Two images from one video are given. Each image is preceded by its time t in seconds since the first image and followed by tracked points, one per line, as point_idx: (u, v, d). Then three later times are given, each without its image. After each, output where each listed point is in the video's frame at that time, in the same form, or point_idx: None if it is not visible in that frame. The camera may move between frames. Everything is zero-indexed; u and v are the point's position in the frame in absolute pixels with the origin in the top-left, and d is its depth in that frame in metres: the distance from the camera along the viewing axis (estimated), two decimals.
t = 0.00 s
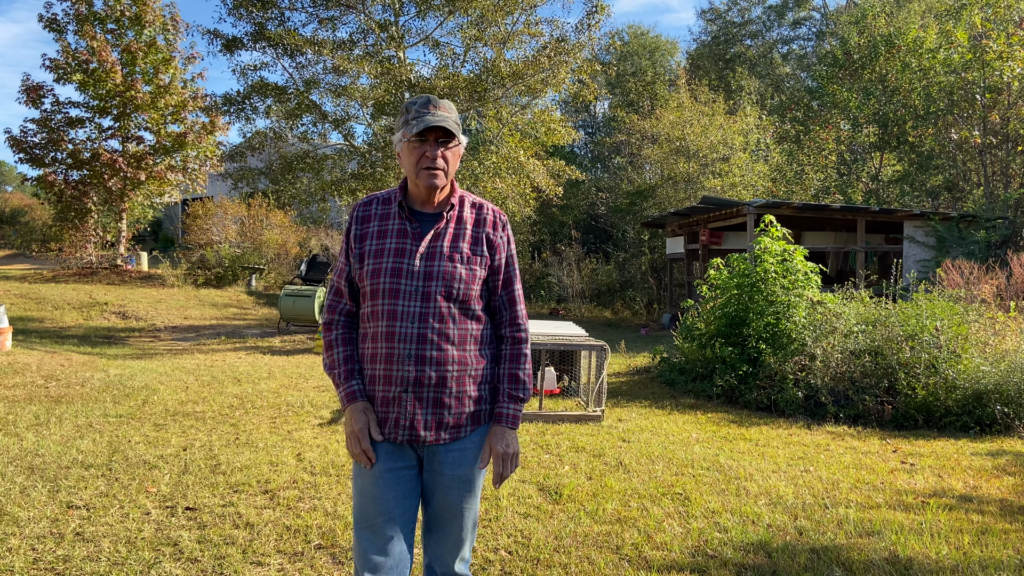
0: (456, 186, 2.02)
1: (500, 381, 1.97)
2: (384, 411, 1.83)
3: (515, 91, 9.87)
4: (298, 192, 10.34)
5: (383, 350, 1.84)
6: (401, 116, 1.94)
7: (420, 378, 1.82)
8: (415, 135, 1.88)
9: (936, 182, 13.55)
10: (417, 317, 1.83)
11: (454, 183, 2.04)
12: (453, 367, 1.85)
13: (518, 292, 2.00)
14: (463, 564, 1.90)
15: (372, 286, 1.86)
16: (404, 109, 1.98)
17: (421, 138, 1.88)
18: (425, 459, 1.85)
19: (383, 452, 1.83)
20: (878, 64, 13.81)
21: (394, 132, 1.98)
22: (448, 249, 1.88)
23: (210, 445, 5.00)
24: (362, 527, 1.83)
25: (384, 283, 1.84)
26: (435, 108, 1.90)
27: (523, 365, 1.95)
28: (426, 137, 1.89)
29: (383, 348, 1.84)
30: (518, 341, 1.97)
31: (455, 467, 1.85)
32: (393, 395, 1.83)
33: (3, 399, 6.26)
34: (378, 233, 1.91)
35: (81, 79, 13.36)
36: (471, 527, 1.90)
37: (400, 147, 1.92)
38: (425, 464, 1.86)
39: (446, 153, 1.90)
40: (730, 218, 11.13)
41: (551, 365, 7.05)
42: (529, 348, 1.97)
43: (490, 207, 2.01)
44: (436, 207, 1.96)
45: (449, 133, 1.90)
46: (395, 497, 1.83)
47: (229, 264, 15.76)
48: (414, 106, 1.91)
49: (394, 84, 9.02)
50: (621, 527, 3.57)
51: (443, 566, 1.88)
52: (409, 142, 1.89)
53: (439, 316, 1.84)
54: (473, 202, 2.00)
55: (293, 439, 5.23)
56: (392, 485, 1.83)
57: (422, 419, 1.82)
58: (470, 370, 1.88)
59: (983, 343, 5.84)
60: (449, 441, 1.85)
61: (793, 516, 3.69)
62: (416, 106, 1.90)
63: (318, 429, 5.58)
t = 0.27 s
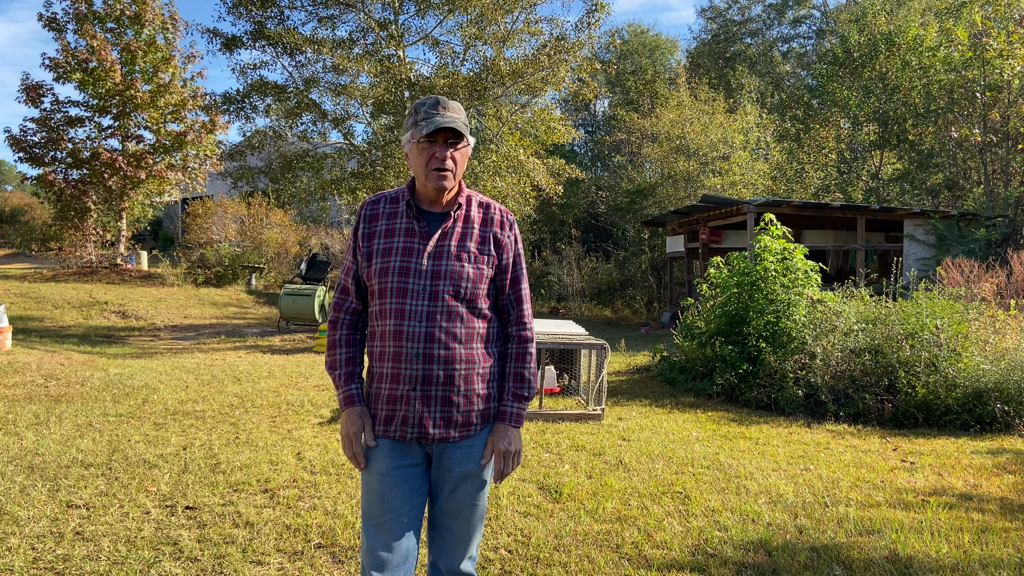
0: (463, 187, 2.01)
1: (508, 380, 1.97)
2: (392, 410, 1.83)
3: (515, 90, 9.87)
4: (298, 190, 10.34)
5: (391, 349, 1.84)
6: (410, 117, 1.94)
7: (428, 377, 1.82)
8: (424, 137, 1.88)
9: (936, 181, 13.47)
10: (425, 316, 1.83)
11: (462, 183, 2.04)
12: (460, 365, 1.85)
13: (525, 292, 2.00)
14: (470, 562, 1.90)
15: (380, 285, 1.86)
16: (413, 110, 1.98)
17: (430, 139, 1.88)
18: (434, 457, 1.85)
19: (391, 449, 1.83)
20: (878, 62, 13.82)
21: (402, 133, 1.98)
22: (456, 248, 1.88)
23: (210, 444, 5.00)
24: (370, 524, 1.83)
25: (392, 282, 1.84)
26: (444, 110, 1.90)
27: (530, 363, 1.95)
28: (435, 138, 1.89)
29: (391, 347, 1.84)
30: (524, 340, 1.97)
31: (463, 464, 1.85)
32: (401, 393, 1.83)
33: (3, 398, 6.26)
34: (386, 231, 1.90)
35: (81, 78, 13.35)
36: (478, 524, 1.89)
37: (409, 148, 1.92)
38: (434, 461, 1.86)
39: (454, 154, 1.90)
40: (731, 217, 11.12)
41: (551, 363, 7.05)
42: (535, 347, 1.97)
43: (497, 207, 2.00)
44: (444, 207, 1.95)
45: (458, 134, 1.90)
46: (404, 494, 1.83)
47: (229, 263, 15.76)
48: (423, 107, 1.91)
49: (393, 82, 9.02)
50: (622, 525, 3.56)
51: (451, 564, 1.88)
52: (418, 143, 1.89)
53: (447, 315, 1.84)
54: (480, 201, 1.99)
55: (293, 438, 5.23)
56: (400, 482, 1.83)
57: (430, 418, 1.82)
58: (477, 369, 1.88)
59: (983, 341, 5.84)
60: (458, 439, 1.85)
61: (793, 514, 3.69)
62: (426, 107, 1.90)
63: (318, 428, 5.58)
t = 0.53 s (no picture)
0: (467, 186, 2.02)
1: (513, 378, 1.98)
2: (398, 409, 1.83)
3: (515, 89, 9.86)
4: (298, 189, 10.33)
5: (398, 349, 1.85)
6: (414, 116, 1.93)
7: (434, 376, 1.82)
8: (428, 137, 1.88)
9: (937, 179, 13.50)
10: (430, 315, 1.83)
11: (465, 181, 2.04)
12: (467, 364, 1.85)
13: (530, 291, 2.00)
14: (474, 560, 1.91)
15: (385, 285, 1.86)
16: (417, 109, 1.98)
17: (434, 139, 1.88)
18: (440, 456, 1.86)
19: (396, 448, 1.83)
20: (879, 61, 13.80)
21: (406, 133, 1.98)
22: (461, 247, 1.88)
23: (210, 444, 5.00)
24: (375, 523, 1.83)
25: (397, 282, 1.84)
26: (448, 109, 1.90)
27: (535, 362, 1.97)
28: (439, 138, 1.89)
29: (397, 346, 1.84)
30: (528, 339, 1.98)
31: (470, 462, 1.85)
32: (408, 393, 1.82)
33: (4, 397, 6.27)
34: (391, 231, 1.90)
35: (81, 77, 13.35)
36: (483, 522, 1.90)
37: (413, 148, 1.92)
38: (439, 460, 1.86)
39: (459, 154, 1.90)
40: (731, 215, 11.11)
41: (552, 362, 7.04)
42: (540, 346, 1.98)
43: (502, 206, 2.01)
44: (448, 206, 1.95)
45: (462, 134, 1.90)
46: (409, 493, 1.83)
47: (229, 262, 15.75)
48: (427, 107, 1.91)
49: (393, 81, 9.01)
50: (622, 524, 3.56)
51: (455, 562, 1.89)
52: (422, 143, 1.89)
53: (453, 314, 1.84)
54: (485, 200, 2.00)
55: (294, 437, 5.23)
56: (405, 481, 1.82)
57: (437, 417, 1.82)
58: (484, 368, 1.88)
59: (984, 340, 5.84)
60: (464, 437, 1.85)
61: (794, 513, 3.69)
62: (430, 107, 1.90)
63: (318, 427, 5.58)
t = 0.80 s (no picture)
0: (467, 185, 2.02)
1: (515, 377, 1.99)
2: (400, 408, 1.83)
3: (516, 87, 9.86)
4: (299, 188, 10.34)
5: (399, 349, 1.85)
6: (414, 115, 1.94)
7: (436, 375, 1.82)
8: (427, 136, 1.88)
9: (938, 177, 13.54)
10: (432, 314, 1.83)
11: (466, 180, 2.04)
12: (469, 363, 1.85)
13: (532, 290, 2.01)
14: (475, 560, 1.91)
15: (387, 285, 1.87)
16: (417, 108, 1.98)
17: (434, 137, 1.88)
18: (442, 455, 1.86)
19: (398, 447, 1.83)
20: (880, 60, 13.77)
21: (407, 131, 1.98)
22: (462, 246, 1.88)
23: (211, 442, 5.01)
24: (376, 522, 1.84)
25: (399, 281, 1.84)
26: (448, 108, 1.90)
27: (536, 361, 1.97)
28: (438, 137, 1.89)
29: (399, 346, 1.85)
30: (530, 338, 1.99)
31: (472, 461, 1.85)
32: (410, 392, 1.82)
33: (5, 396, 6.28)
34: (392, 230, 1.90)
35: (82, 76, 13.35)
36: (484, 522, 1.91)
37: (413, 146, 1.92)
38: (441, 459, 1.87)
39: (459, 152, 1.90)
40: (731, 214, 11.10)
41: (553, 360, 7.04)
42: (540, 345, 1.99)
43: (503, 204, 2.01)
44: (448, 205, 1.95)
45: (462, 132, 1.90)
46: (410, 493, 1.83)
47: (230, 261, 15.76)
48: (427, 104, 1.91)
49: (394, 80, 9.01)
50: (622, 523, 3.57)
51: (456, 562, 1.89)
52: (422, 141, 1.89)
53: (455, 313, 1.84)
54: (486, 199, 2.00)
55: (295, 436, 5.23)
56: (406, 480, 1.83)
57: (439, 416, 1.82)
58: (486, 367, 1.88)
59: (985, 339, 5.84)
60: (466, 436, 1.85)
61: (794, 512, 3.69)
62: (430, 105, 1.90)
63: (319, 425, 5.59)
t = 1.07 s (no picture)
0: (468, 182, 2.01)
1: (515, 375, 1.98)
2: (401, 406, 1.83)
3: (517, 85, 9.85)
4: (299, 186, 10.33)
5: (400, 345, 1.84)
6: (414, 111, 1.93)
7: (436, 372, 1.82)
8: (428, 133, 1.88)
9: (939, 176, 13.59)
10: (433, 312, 1.82)
11: (465, 177, 2.03)
12: (469, 361, 1.85)
13: (532, 288, 2.01)
14: (475, 558, 1.91)
15: (387, 282, 1.86)
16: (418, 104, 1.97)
17: (435, 134, 1.88)
18: (442, 453, 1.86)
19: (398, 445, 1.83)
20: (882, 58, 13.73)
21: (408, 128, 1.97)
22: (463, 244, 1.88)
23: (212, 440, 5.01)
24: (376, 519, 1.84)
25: (400, 278, 1.84)
26: (448, 104, 1.89)
27: (536, 358, 1.97)
28: (439, 133, 1.88)
29: (399, 343, 1.84)
30: (530, 336, 1.98)
31: (472, 459, 1.85)
32: (410, 390, 1.82)
33: (6, 394, 6.29)
34: (392, 228, 1.90)
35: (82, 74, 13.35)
36: (485, 520, 1.90)
37: (414, 143, 1.92)
38: (441, 457, 1.86)
39: (458, 149, 1.90)
40: (733, 212, 11.09)
41: (553, 359, 7.04)
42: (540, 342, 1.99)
43: (503, 202, 2.01)
44: (448, 202, 1.95)
45: (461, 129, 1.89)
46: (411, 490, 1.83)
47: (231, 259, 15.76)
48: (426, 101, 1.90)
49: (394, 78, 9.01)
50: (623, 521, 3.56)
51: (457, 560, 1.89)
52: (423, 139, 1.89)
53: (455, 310, 1.84)
54: (486, 196, 1.99)
55: (296, 433, 5.23)
56: (406, 478, 1.82)
57: (439, 413, 1.82)
58: (486, 365, 1.88)
59: (986, 337, 5.83)
60: (466, 434, 1.84)
61: (795, 510, 3.69)
62: (430, 101, 1.90)
63: (320, 423, 5.59)
